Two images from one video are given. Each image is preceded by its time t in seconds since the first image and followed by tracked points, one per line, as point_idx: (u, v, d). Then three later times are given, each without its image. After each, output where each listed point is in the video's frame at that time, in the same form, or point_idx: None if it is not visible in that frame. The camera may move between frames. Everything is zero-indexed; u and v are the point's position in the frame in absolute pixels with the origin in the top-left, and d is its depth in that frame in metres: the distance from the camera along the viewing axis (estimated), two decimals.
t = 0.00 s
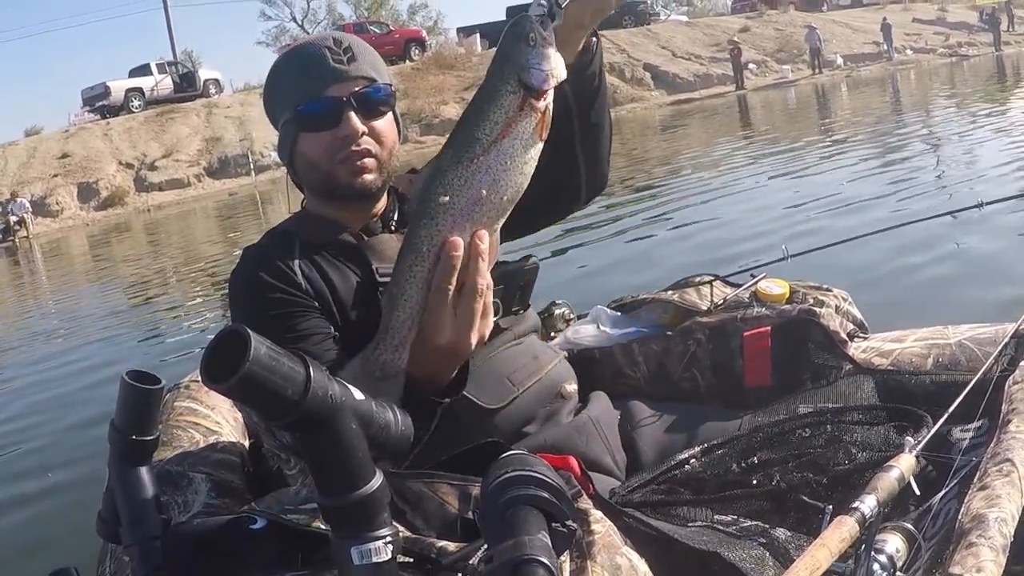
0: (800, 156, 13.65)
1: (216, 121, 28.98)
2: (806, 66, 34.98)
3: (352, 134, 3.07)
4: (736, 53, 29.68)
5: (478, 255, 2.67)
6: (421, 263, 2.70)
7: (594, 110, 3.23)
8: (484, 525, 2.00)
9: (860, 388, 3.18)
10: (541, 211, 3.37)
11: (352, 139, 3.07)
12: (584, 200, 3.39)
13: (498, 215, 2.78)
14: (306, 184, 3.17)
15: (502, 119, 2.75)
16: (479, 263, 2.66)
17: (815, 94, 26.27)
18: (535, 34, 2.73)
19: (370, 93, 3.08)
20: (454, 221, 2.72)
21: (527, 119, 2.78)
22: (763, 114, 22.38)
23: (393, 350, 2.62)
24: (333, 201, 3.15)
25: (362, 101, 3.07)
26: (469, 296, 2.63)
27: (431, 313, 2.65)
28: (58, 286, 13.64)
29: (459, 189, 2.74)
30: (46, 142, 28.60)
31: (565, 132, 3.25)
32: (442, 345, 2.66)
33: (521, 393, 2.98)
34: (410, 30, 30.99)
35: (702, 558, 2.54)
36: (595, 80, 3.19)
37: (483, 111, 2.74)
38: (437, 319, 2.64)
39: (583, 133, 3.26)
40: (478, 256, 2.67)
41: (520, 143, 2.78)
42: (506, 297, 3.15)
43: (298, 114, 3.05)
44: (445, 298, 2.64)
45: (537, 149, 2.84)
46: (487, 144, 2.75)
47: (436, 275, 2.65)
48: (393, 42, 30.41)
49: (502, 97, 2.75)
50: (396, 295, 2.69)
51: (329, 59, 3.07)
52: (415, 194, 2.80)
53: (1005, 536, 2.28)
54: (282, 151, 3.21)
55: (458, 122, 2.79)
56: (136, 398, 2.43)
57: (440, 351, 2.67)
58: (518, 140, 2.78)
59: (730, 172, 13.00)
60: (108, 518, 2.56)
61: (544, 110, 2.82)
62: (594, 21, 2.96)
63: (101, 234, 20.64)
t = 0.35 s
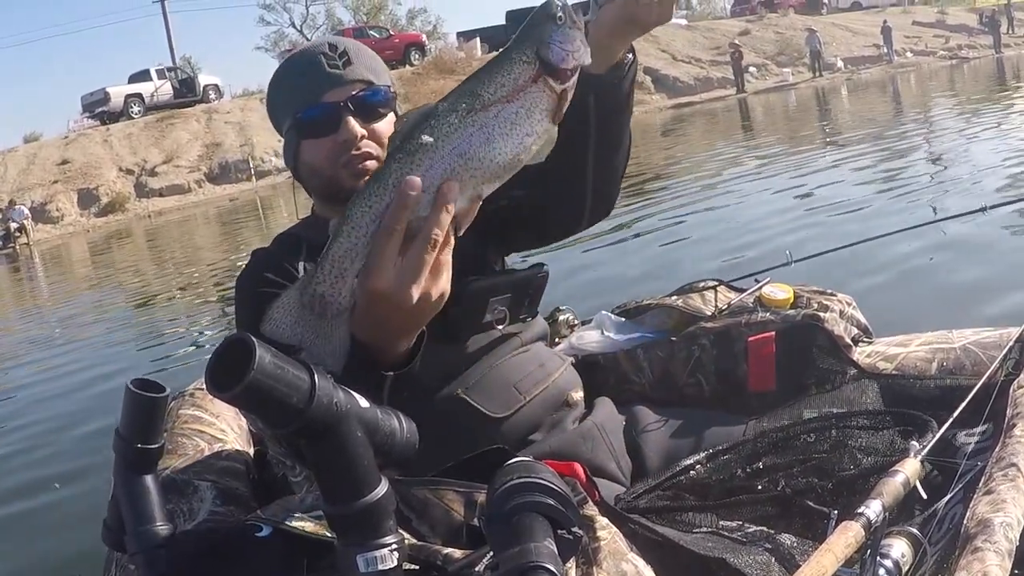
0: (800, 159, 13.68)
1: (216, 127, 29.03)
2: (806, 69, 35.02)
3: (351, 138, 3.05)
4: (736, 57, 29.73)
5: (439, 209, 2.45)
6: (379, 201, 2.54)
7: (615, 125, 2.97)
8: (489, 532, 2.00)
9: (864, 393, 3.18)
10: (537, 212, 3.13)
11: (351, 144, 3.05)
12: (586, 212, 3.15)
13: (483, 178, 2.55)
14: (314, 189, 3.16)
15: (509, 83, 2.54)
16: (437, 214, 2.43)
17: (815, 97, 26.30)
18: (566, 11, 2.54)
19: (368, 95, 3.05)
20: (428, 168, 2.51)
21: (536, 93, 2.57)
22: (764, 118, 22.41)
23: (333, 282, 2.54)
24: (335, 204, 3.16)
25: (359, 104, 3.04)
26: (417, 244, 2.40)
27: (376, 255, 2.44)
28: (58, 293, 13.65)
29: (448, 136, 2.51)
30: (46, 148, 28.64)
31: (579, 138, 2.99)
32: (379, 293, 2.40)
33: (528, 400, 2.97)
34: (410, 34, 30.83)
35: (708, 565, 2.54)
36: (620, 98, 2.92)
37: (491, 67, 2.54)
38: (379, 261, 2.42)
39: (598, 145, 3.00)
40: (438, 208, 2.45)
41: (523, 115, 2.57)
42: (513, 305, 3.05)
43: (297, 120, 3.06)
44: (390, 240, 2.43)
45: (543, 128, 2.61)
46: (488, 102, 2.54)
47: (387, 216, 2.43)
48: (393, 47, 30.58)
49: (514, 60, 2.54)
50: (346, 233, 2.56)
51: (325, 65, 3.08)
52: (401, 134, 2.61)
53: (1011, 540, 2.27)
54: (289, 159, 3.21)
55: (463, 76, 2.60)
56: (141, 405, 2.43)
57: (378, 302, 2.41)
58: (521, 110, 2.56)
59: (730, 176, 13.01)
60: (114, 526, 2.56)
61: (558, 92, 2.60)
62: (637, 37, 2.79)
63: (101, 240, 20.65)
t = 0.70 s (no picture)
0: (800, 160, 13.70)
1: (215, 131, 29.07)
2: (805, 72, 35.05)
3: (362, 129, 3.06)
4: (735, 59, 29.77)
5: (429, 248, 2.43)
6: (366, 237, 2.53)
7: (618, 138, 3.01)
8: (492, 525, 1.99)
9: (866, 388, 3.17)
10: (550, 226, 3.16)
11: (362, 135, 3.07)
12: (592, 221, 3.19)
13: (471, 215, 2.53)
14: (321, 182, 3.18)
15: (502, 118, 2.51)
16: (426, 254, 2.42)
17: (814, 100, 26.32)
18: (567, 44, 2.47)
19: (379, 88, 3.06)
20: (417, 204, 2.50)
21: (531, 127, 2.53)
22: (763, 120, 22.44)
23: (321, 326, 2.53)
24: (342, 197, 3.16)
25: (370, 96, 3.06)
26: (406, 287, 2.40)
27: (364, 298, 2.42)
28: (58, 296, 13.64)
29: (434, 175, 2.50)
30: (44, 151, 28.63)
31: (582, 151, 3.02)
32: (372, 334, 2.42)
33: (531, 398, 2.97)
34: (410, 37, 30.56)
35: (710, 560, 2.54)
36: (623, 110, 2.95)
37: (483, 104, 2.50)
38: (368, 305, 2.41)
39: (602, 155, 3.02)
40: (427, 247, 2.44)
41: (518, 151, 2.53)
42: (515, 304, 3.05)
43: (307, 110, 3.07)
44: (379, 283, 2.41)
45: (537, 163, 2.56)
46: (480, 139, 2.51)
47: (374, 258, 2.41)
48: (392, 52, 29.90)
49: (508, 93, 2.50)
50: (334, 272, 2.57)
51: (337, 56, 3.08)
52: (390, 165, 2.59)
53: (1013, 533, 2.27)
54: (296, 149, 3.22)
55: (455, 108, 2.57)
56: (143, 403, 2.43)
57: (371, 343, 2.43)
58: (515, 145, 2.52)
59: (730, 177, 13.00)
60: (117, 524, 2.56)
61: (555, 125, 2.55)
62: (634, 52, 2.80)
63: (100, 244, 20.62)
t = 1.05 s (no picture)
0: (798, 164, 13.73)
1: (213, 136, 29.12)
2: (803, 75, 35.08)
3: (359, 134, 3.07)
4: (734, 64, 29.81)
5: (432, 265, 2.56)
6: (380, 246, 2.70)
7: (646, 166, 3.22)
8: (493, 529, 1.99)
9: (867, 390, 3.14)
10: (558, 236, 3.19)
11: (357, 139, 3.08)
12: (615, 236, 3.45)
13: (483, 238, 2.62)
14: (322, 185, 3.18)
15: (532, 151, 2.60)
16: (428, 270, 2.55)
17: (813, 104, 26.35)
18: (613, 86, 2.53)
19: (377, 91, 3.12)
20: (430, 221, 2.63)
21: (563, 165, 2.59)
22: (761, 124, 22.47)
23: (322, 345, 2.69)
24: (344, 203, 3.13)
25: (366, 99, 3.11)
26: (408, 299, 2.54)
27: (370, 310, 2.61)
28: (55, 301, 13.63)
29: (456, 196, 2.63)
30: (42, 157, 28.61)
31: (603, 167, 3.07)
32: (376, 347, 2.59)
33: (532, 401, 2.98)
34: (409, 42, 30.49)
35: (709, 563, 2.53)
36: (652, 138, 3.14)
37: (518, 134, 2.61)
38: (374, 315, 2.60)
39: (632, 183, 3.26)
40: (431, 263, 2.56)
41: (545, 185, 2.59)
42: (517, 310, 3.06)
43: (306, 114, 3.11)
44: (384, 295, 2.60)
45: (566, 202, 2.61)
46: (509, 167, 2.61)
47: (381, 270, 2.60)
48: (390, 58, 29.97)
49: (545, 127, 2.59)
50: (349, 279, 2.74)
51: (336, 59, 3.17)
52: (417, 180, 2.76)
53: (1014, 537, 2.26)
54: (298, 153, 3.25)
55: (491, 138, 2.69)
56: (143, 406, 2.42)
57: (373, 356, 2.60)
58: (543, 180, 2.59)
59: (729, 181, 13.02)
60: (117, 527, 2.56)
61: (590, 168, 2.59)
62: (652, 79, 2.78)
63: (99, 249, 20.60)
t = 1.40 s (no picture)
0: (795, 167, 13.76)
1: (211, 140, 29.14)
2: (801, 77, 35.10)
3: (374, 136, 3.07)
4: (731, 66, 29.84)
5: (449, 305, 2.52)
6: (382, 284, 2.63)
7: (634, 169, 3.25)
8: (489, 536, 1.97)
9: (865, 398, 3.14)
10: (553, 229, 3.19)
11: (373, 141, 3.08)
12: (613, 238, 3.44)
13: (488, 262, 2.60)
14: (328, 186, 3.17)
15: (511, 163, 2.59)
16: (447, 313, 2.50)
17: (812, 105, 26.36)
18: (572, 85, 2.59)
19: (393, 97, 3.10)
20: (433, 256, 2.59)
21: (540, 170, 2.61)
22: (759, 126, 22.50)
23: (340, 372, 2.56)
24: (352, 205, 3.14)
25: (383, 103, 3.09)
26: (433, 348, 2.51)
27: (393, 362, 2.55)
28: (52, 306, 13.62)
29: (446, 222, 2.59)
30: (40, 161, 28.60)
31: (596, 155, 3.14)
32: (404, 393, 2.58)
33: (531, 408, 2.98)
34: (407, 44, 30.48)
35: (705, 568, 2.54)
36: (639, 141, 3.18)
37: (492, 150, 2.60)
38: (401, 370, 2.55)
39: (622, 187, 3.29)
40: (447, 303, 2.53)
41: (529, 194, 2.61)
42: (520, 319, 3.04)
43: (320, 114, 3.08)
44: (409, 346, 2.54)
45: (550, 206, 2.65)
46: (491, 184, 2.59)
47: (404, 322, 2.54)
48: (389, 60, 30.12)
49: (515, 139, 2.59)
50: (358, 322, 2.62)
51: (354, 61, 3.11)
52: (405, 212, 2.69)
53: (1010, 545, 2.27)
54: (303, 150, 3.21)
55: (466, 156, 2.66)
56: (141, 410, 2.42)
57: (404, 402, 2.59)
58: (525, 190, 2.60)
59: (726, 185, 13.05)
60: (114, 532, 2.55)
61: (565, 169, 2.64)
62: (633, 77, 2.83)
63: (97, 253, 20.58)
